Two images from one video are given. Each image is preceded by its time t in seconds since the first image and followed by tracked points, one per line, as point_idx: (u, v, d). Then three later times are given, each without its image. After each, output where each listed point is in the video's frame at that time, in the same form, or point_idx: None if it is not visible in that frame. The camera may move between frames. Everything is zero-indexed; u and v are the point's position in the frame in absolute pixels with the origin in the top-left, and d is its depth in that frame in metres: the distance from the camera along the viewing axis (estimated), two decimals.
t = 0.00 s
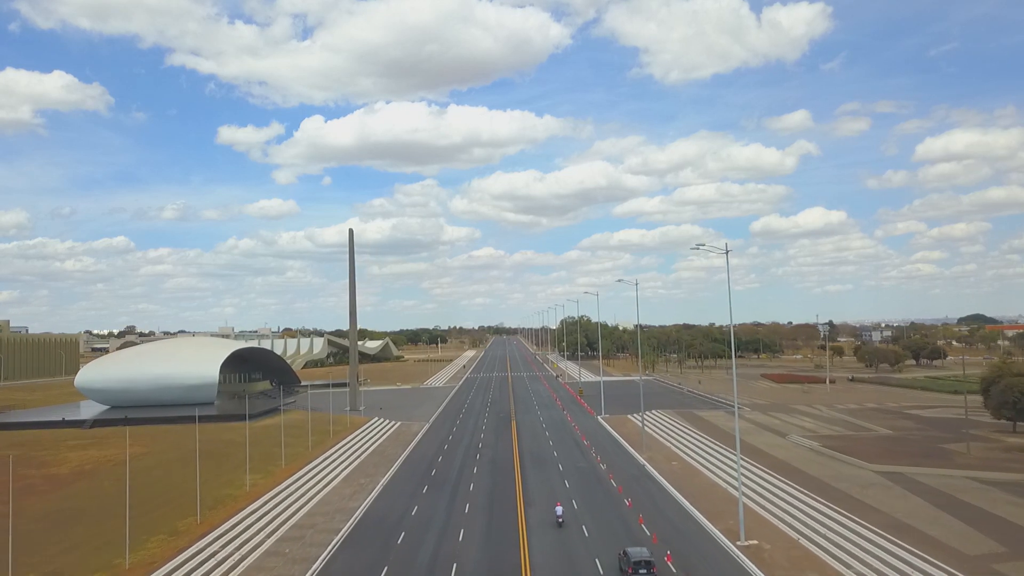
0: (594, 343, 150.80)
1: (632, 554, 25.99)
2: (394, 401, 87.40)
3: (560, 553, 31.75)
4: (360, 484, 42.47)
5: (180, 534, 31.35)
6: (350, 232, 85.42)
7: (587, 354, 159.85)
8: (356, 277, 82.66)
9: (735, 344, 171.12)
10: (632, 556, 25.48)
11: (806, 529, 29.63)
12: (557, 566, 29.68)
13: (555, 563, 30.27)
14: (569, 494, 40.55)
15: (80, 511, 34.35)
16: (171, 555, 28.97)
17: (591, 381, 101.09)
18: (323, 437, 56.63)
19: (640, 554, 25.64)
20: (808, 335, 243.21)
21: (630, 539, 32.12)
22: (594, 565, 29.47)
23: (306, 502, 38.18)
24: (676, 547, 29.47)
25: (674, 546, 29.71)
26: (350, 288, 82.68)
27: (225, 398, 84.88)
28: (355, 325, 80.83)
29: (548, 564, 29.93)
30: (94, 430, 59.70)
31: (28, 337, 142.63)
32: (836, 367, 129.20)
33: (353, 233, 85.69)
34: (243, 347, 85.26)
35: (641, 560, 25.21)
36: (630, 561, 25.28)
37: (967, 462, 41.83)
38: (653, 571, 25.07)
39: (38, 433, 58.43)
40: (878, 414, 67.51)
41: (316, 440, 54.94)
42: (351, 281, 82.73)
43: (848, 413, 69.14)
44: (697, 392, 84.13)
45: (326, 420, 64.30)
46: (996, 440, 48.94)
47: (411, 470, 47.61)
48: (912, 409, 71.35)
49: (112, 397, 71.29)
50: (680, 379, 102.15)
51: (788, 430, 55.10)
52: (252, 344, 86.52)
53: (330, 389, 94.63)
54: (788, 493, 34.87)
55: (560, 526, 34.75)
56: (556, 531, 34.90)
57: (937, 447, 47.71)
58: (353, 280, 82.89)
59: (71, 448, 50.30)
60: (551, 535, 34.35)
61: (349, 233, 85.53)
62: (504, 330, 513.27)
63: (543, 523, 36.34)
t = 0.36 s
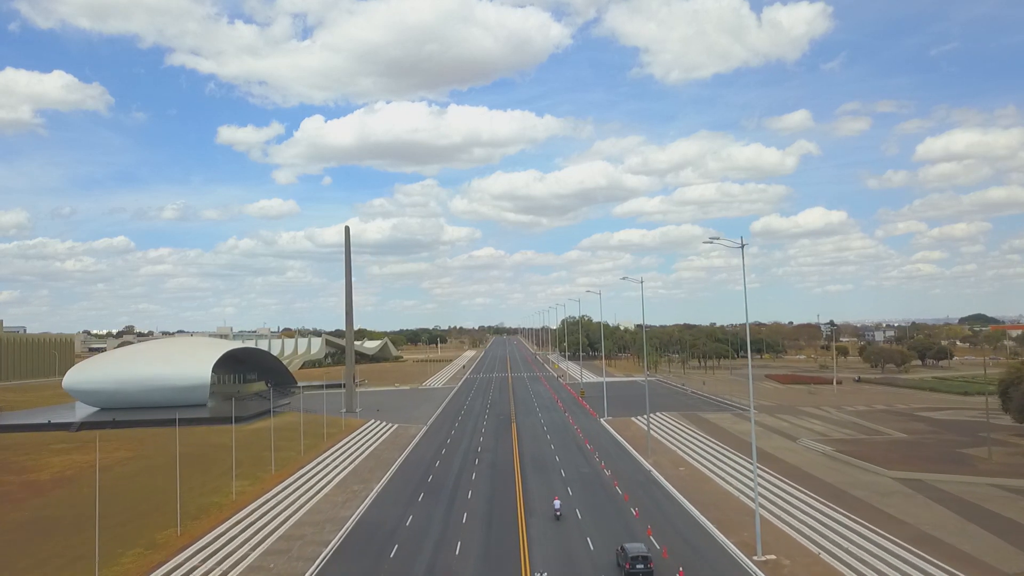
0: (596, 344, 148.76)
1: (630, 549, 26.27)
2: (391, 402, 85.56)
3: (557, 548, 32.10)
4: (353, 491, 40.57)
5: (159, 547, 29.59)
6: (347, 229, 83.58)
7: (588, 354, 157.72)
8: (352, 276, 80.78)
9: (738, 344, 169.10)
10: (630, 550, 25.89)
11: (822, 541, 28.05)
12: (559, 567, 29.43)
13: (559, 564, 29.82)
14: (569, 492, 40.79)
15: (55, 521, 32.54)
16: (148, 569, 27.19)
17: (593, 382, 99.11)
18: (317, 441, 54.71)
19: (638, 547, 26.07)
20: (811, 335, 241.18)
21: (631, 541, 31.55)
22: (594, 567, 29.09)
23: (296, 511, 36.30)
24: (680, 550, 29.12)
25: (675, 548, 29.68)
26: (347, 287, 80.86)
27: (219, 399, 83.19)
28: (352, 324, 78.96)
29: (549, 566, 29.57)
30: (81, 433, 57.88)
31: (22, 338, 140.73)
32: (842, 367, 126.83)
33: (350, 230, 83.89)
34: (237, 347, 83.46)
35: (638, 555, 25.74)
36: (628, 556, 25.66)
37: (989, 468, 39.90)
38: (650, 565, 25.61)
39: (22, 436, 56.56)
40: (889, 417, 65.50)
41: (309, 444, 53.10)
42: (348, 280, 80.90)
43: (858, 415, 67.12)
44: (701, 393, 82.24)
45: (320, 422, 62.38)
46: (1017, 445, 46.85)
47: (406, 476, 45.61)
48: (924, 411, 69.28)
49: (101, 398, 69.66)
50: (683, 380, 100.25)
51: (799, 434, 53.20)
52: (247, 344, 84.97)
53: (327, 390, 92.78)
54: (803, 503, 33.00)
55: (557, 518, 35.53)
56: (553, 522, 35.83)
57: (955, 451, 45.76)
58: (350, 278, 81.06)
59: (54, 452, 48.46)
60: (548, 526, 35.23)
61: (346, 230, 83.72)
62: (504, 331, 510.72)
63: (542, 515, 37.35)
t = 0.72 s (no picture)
0: (597, 344, 146.76)
1: (626, 543, 26.88)
2: (388, 404, 83.50)
3: (555, 543, 32.66)
4: (346, 500, 38.57)
5: (133, 562, 27.66)
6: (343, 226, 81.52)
7: (589, 354, 155.63)
8: (348, 275, 78.79)
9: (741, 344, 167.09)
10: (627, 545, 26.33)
11: (845, 555, 26.16)
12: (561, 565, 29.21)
13: (562, 564, 29.45)
14: (568, 489, 41.16)
15: (24, 533, 30.53)
16: None
17: (595, 382, 97.18)
18: (309, 445, 52.64)
19: (636, 543, 26.46)
20: (815, 335, 238.92)
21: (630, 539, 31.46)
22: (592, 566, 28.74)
23: (285, 522, 34.29)
24: (684, 555, 28.76)
25: (675, 549, 29.72)
26: (343, 286, 78.80)
27: (212, 401, 81.24)
28: (347, 324, 76.89)
29: (550, 565, 29.33)
30: (65, 437, 55.86)
31: (14, 337, 138.46)
32: (847, 368, 124.68)
33: (345, 227, 81.81)
34: (231, 347, 81.48)
35: (635, 550, 26.06)
36: (624, 551, 26.06)
37: (1014, 475, 37.94)
38: (646, 561, 26.00)
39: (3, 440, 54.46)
40: (902, 420, 63.48)
41: (301, 448, 51.12)
42: (344, 278, 78.87)
43: (869, 418, 65.06)
44: (707, 395, 80.22)
45: (313, 426, 60.30)
46: None
47: (401, 483, 43.56)
48: (937, 414, 67.18)
49: (89, 400, 67.69)
50: (687, 381, 98.17)
51: (811, 438, 51.14)
52: (240, 344, 83.06)
53: (323, 391, 90.83)
54: (825, 517, 30.86)
55: (555, 513, 36.38)
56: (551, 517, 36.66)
57: (976, 457, 43.79)
58: (346, 277, 79.01)
59: (35, 457, 46.42)
60: (548, 520, 36.02)
61: (341, 227, 81.66)
62: (504, 331, 508.89)
63: (540, 509, 38.11)
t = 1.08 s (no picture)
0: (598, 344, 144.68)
1: (624, 540, 27.87)
2: (386, 406, 81.48)
3: (552, 528, 34.32)
4: (336, 509, 36.45)
5: None
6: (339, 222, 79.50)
7: (591, 354, 153.50)
8: (344, 273, 76.81)
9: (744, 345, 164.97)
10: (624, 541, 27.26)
11: (871, 571, 24.28)
12: (563, 560, 29.66)
13: (563, 559, 29.81)
14: (568, 485, 41.87)
15: None
16: None
17: (597, 383, 95.16)
18: (300, 449, 50.67)
19: (633, 539, 27.45)
20: (818, 335, 236.43)
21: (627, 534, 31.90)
22: (589, 562, 29.12)
23: (270, 534, 32.17)
24: (698, 569, 26.72)
25: (677, 550, 29.38)
26: (338, 284, 76.82)
27: (204, 402, 79.32)
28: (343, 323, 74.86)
29: (550, 559, 29.83)
30: (48, 440, 53.93)
31: (7, 337, 136.33)
32: (853, 368, 122.51)
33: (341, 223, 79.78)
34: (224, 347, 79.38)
35: (632, 545, 26.95)
36: (623, 546, 27.01)
37: None
38: (644, 556, 26.94)
39: None
40: (915, 422, 61.41)
41: (291, 452, 49.24)
42: (340, 276, 76.91)
43: (881, 420, 62.97)
44: (713, 396, 78.17)
45: (305, 428, 58.26)
46: None
47: (396, 490, 41.47)
48: (950, 416, 65.13)
49: (76, 402, 65.76)
50: (690, 382, 96.14)
51: (824, 442, 49.07)
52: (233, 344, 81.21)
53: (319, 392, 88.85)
54: (850, 532, 28.64)
55: (553, 506, 37.18)
56: (549, 509, 37.59)
57: (999, 463, 41.75)
58: (342, 274, 77.06)
59: (13, 462, 44.43)
60: (545, 512, 36.82)
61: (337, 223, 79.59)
62: (505, 330, 506.45)
63: (538, 503, 38.99)
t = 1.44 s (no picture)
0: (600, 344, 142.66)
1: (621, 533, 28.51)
2: (383, 407, 79.58)
3: (551, 526, 34.34)
4: (326, 520, 34.42)
5: None
6: (334, 219, 77.58)
7: (592, 354, 151.42)
8: (340, 271, 74.91)
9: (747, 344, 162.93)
10: (623, 536, 27.41)
11: None
12: (561, 556, 29.68)
13: (561, 555, 29.91)
14: (568, 484, 42.10)
15: None
16: None
17: (600, 384, 93.19)
18: (292, 454, 48.74)
19: (631, 535, 27.61)
20: (821, 335, 234.35)
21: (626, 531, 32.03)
22: (588, 558, 29.13)
23: (254, 547, 30.12)
24: None
25: (689, 564, 27.36)
26: (334, 282, 74.96)
27: (196, 403, 77.48)
28: (339, 322, 72.95)
29: (548, 555, 29.97)
30: (31, 443, 52.13)
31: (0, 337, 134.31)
32: (860, 368, 120.40)
33: (337, 220, 77.81)
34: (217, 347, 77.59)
35: (630, 540, 27.07)
36: (620, 542, 27.18)
37: None
38: (641, 551, 27.06)
39: None
40: (930, 425, 59.39)
41: (282, 456, 47.54)
42: (335, 275, 75.03)
43: (894, 423, 60.96)
44: (719, 398, 76.19)
45: (297, 431, 56.36)
46: None
47: (390, 499, 39.49)
48: (965, 419, 63.11)
49: (63, 404, 64.02)
50: (695, 383, 94.24)
51: (837, 447, 47.20)
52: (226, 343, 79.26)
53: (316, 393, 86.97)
54: (876, 547, 26.67)
55: (552, 502, 37.48)
56: (548, 505, 37.89)
57: None
58: (338, 273, 75.22)
59: None
60: (545, 509, 37.12)
61: (333, 220, 77.68)
62: (505, 330, 503.95)
63: (538, 499, 39.36)
